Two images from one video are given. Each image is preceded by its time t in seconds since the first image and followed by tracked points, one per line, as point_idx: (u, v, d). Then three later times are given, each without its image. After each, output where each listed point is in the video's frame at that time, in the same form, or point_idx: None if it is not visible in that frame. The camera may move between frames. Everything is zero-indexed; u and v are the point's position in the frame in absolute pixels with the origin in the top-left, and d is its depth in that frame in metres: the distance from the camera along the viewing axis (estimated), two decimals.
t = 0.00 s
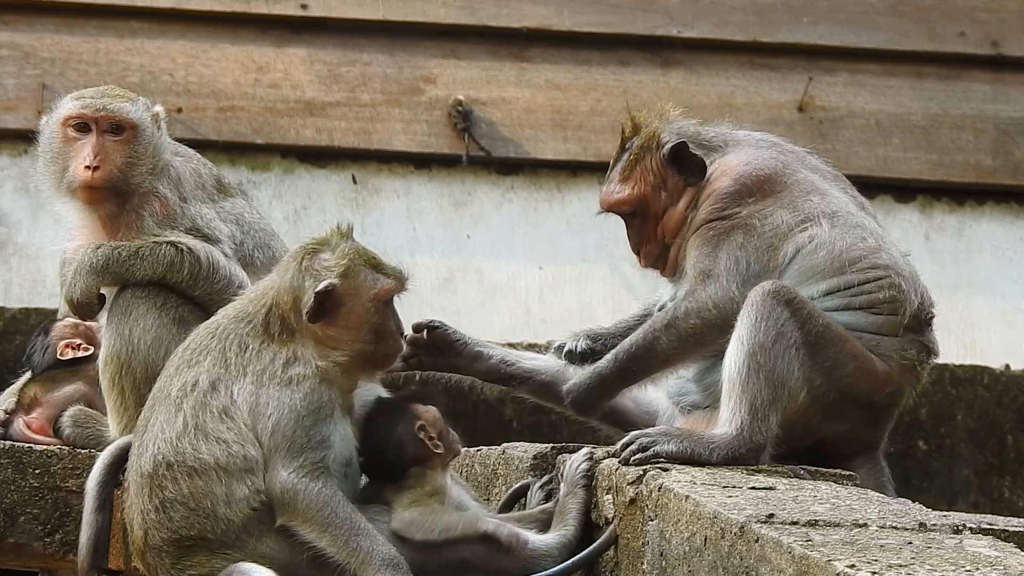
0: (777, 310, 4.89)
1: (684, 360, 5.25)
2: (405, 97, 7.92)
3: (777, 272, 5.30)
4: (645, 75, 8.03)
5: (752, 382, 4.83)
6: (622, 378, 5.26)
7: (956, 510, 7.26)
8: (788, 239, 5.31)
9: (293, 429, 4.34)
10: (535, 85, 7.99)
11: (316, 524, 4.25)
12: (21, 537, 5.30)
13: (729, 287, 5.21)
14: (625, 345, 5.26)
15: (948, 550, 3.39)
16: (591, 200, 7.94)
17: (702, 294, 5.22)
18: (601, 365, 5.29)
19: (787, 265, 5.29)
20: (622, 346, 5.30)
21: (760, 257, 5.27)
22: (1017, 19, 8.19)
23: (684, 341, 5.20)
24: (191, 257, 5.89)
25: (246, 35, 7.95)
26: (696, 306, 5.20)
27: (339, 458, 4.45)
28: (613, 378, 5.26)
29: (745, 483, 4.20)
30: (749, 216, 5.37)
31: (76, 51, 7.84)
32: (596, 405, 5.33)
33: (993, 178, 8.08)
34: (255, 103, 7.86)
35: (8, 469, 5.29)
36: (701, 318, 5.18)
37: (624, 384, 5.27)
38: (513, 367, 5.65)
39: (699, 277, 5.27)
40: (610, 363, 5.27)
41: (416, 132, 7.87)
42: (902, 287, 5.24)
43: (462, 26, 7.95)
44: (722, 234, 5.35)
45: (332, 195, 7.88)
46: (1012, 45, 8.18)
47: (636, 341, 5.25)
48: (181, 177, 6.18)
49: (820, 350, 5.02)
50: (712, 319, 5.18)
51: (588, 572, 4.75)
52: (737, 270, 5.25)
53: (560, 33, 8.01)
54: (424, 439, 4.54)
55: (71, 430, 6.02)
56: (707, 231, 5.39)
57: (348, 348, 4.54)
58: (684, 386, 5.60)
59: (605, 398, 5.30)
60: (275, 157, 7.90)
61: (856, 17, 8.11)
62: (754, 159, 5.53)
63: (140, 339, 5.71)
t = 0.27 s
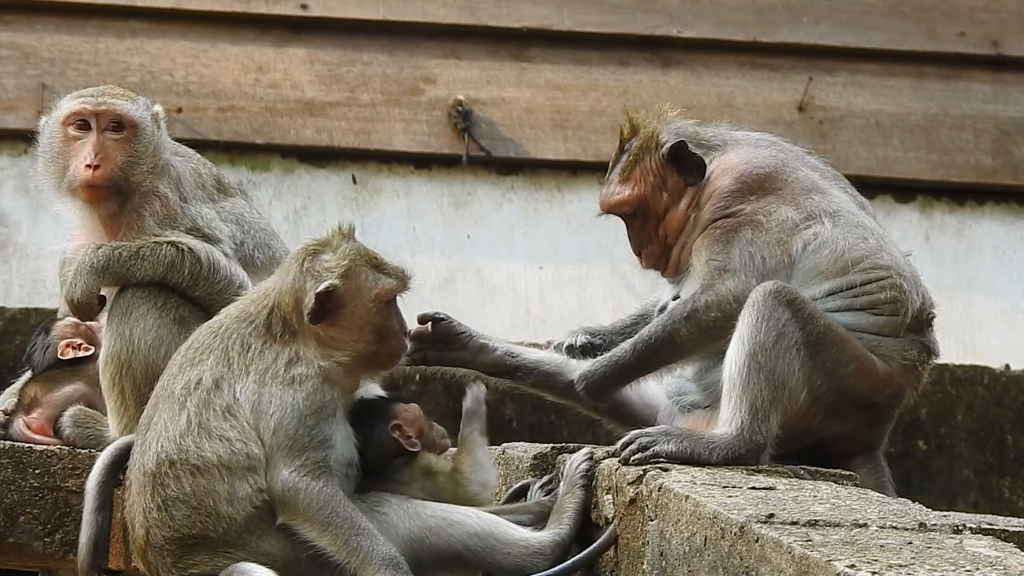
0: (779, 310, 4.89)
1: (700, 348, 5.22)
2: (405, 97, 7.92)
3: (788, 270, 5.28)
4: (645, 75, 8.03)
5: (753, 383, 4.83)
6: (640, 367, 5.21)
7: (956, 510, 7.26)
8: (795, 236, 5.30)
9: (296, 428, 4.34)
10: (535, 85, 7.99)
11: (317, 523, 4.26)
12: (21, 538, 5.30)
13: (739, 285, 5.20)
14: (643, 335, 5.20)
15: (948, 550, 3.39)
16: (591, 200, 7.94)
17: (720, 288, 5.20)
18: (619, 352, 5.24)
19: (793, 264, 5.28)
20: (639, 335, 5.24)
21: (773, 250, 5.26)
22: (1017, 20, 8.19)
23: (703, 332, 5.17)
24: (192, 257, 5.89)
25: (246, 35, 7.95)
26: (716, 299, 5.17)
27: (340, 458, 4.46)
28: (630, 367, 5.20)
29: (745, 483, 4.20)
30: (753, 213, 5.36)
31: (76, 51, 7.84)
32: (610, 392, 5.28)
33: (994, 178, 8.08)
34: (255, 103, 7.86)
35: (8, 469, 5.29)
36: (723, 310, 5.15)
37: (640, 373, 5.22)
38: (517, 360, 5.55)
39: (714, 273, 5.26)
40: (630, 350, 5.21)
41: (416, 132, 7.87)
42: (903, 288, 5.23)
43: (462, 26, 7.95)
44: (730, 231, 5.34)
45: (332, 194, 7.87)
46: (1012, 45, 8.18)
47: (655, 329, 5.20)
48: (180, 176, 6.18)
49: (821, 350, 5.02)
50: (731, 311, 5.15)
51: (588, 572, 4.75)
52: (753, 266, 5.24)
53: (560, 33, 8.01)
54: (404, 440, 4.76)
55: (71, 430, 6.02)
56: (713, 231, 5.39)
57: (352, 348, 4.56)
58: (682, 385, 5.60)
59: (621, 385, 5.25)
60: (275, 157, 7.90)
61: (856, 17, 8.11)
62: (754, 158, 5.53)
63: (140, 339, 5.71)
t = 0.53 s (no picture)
0: (779, 310, 4.89)
1: (703, 343, 5.24)
2: (405, 97, 7.92)
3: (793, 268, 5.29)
4: (645, 75, 8.03)
5: (752, 382, 4.83)
6: (642, 359, 5.25)
7: (956, 510, 7.26)
8: (800, 235, 5.30)
9: (299, 427, 4.34)
10: (535, 85, 7.99)
11: (318, 522, 4.26)
12: (21, 538, 5.30)
13: (744, 283, 5.20)
14: (647, 326, 5.26)
15: (948, 551, 3.39)
16: (591, 200, 7.94)
17: (723, 284, 5.22)
18: (622, 345, 5.30)
19: (799, 263, 5.29)
20: (643, 327, 5.30)
21: (778, 249, 5.27)
22: (1017, 20, 8.19)
23: (706, 325, 5.19)
24: (192, 258, 5.89)
25: (246, 35, 7.95)
26: (720, 294, 5.18)
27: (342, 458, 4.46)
28: (632, 359, 5.26)
29: (745, 483, 4.20)
30: (760, 213, 5.37)
31: (76, 51, 7.84)
32: (611, 384, 5.32)
33: (994, 178, 8.08)
34: (255, 103, 7.86)
35: (8, 469, 5.29)
36: (725, 306, 5.17)
37: (642, 365, 5.27)
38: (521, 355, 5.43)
39: (719, 271, 5.27)
40: (632, 343, 5.27)
41: (416, 132, 7.87)
42: (905, 289, 5.22)
43: (462, 26, 7.95)
44: (736, 230, 5.35)
45: (332, 194, 7.87)
46: (1012, 45, 8.18)
47: (659, 321, 5.25)
48: (180, 176, 6.18)
49: (821, 350, 5.02)
50: (736, 306, 5.16)
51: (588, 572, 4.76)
52: (758, 263, 5.25)
53: (560, 33, 8.01)
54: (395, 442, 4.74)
55: (71, 430, 6.02)
56: (721, 229, 5.39)
57: (355, 346, 4.58)
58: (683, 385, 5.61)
59: (620, 378, 5.30)
60: (275, 157, 7.90)
61: (856, 17, 8.11)
62: (760, 158, 5.54)
63: (140, 340, 5.71)
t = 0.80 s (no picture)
0: (777, 310, 4.89)
1: (681, 361, 5.26)
2: (405, 97, 7.92)
3: (782, 274, 5.30)
4: (645, 75, 8.03)
5: (752, 382, 4.83)
6: (613, 381, 5.24)
7: (956, 510, 7.26)
8: (793, 241, 5.31)
9: (304, 426, 4.34)
10: (535, 85, 7.99)
11: (320, 521, 4.25)
12: (21, 538, 5.30)
13: (732, 290, 5.21)
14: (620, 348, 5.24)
15: (948, 551, 3.39)
16: (590, 200, 7.94)
17: (704, 298, 5.22)
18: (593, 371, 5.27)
19: (791, 267, 5.29)
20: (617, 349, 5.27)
21: (764, 260, 5.28)
22: (1017, 19, 8.19)
23: (682, 343, 5.21)
24: (192, 258, 5.90)
25: (246, 36, 7.95)
26: (697, 309, 5.19)
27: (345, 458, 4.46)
28: (602, 380, 5.24)
29: (745, 483, 4.20)
30: (755, 220, 5.38)
31: (76, 51, 7.84)
32: (586, 409, 5.30)
33: (993, 178, 8.08)
34: (255, 103, 7.86)
35: (8, 469, 5.29)
36: (702, 320, 5.18)
37: (613, 387, 5.25)
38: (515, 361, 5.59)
39: (702, 279, 5.28)
40: (603, 365, 5.25)
41: (416, 132, 7.87)
42: (902, 288, 5.22)
43: (462, 26, 7.95)
44: (726, 236, 5.36)
45: (332, 194, 7.88)
46: (1012, 45, 8.18)
47: (632, 342, 5.23)
48: (181, 176, 6.19)
49: (820, 349, 5.02)
50: (715, 320, 5.18)
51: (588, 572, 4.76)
52: (740, 273, 5.26)
53: (560, 33, 8.01)
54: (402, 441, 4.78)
55: (71, 430, 6.02)
56: (711, 233, 5.41)
57: (361, 346, 4.59)
58: (683, 388, 5.58)
59: (596, 403, 5.29)
60: (275, 157, 7.90)
61: (856, 17, 8.11)
62: (760, 162, 5.54)
63: (141, 339, 5.71)
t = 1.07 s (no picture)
0: (776, 310, 4.89)
1: (654, 353, 5.30)
2: (405, 97, 7.92)
3: (766, 275, 5.31)
4: (645, 75, 8.03)
5: (751, 382, 4.83)
6: (588, 362, 5.32)
7: (956, 510, 7.27)
8: (780, 243, 5.32)
9: (308, 425, 4.34)
10: (535, 85, 8.00)
11: (322, 520, 4.26)
12: (21, 537, 5.30)
13: (716, 290, 5.23)
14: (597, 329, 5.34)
15: (948, 551, 3.39)
16: (590, 200, 7.94)
17: (682, 293, 5.26)
18: (571, 345, 5.36)
19: (779, 268, 5.30)
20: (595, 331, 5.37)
21: (745, 263, 5.30)
22: (1017, 19, 8.19)
23: (657, 336, 5.26)
24: (193, 258, 5.90)
25: (246, 35, 7.95)
26: (673, 306, 5.25)
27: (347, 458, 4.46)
28: (580, 360, 5.32)
29: (745, 483, 4.20)
30: (744, 219, 5.38)
31: (76, 51, 7.84)
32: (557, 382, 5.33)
33: (993, 177, 8.08)
34: (255, 103, 7.86)
35: (8, 469, 5.29)
36: (675, 317, 5.23)
37: (589, 369, 5.33)
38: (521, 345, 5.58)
39: (682, 277, 5.31)
40: (581, 344, 5.34)
41: (416, 132, 7.87)
42: (899, 288, 5.23)
43: (462, 26, 7.95)
44: (711, 236, 5.37)
45: (332, 194, 7.88)
46: (1012, 45, 8.18)
47: (609, 326, 5.33)
48: (182, 176, 6.19)
49: (819, 349, 5.02)
50: (688, 320, 5.23)
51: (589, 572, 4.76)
52: (721, 275, 5.27)
53: (560, 33, 8.01)
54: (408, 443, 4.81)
55: (71, 430, 6.02)
56: (698, 231, 5.41)
57: (365, 348, 4.58)
58: (683, 387, 5.57)
59: (568, 377, 5.34)
60: (275, 157, 7.90)
61: (856, 17, 8.11)
62: (754, 162, 5.53)
63: (141, 340, 5.72)
